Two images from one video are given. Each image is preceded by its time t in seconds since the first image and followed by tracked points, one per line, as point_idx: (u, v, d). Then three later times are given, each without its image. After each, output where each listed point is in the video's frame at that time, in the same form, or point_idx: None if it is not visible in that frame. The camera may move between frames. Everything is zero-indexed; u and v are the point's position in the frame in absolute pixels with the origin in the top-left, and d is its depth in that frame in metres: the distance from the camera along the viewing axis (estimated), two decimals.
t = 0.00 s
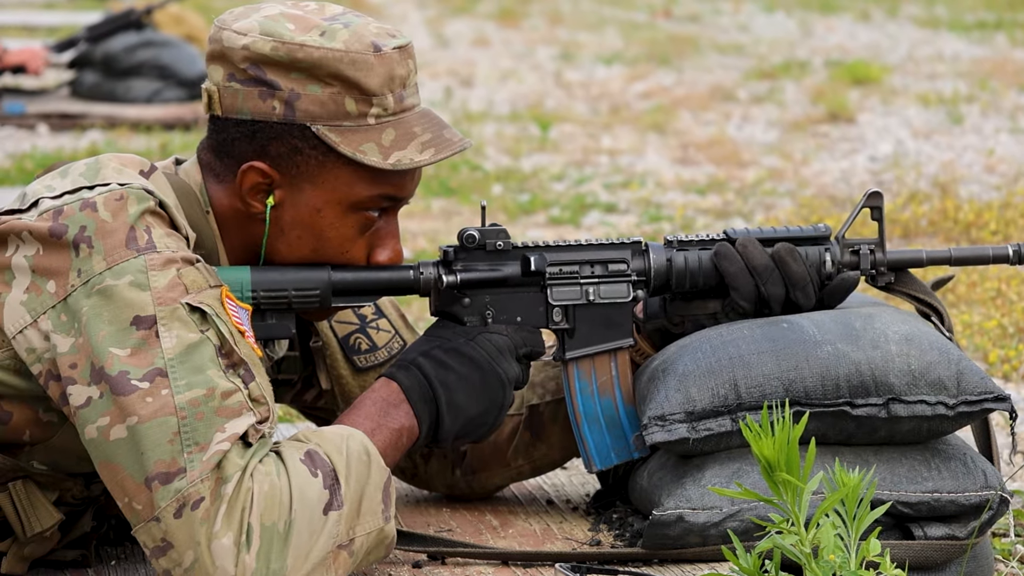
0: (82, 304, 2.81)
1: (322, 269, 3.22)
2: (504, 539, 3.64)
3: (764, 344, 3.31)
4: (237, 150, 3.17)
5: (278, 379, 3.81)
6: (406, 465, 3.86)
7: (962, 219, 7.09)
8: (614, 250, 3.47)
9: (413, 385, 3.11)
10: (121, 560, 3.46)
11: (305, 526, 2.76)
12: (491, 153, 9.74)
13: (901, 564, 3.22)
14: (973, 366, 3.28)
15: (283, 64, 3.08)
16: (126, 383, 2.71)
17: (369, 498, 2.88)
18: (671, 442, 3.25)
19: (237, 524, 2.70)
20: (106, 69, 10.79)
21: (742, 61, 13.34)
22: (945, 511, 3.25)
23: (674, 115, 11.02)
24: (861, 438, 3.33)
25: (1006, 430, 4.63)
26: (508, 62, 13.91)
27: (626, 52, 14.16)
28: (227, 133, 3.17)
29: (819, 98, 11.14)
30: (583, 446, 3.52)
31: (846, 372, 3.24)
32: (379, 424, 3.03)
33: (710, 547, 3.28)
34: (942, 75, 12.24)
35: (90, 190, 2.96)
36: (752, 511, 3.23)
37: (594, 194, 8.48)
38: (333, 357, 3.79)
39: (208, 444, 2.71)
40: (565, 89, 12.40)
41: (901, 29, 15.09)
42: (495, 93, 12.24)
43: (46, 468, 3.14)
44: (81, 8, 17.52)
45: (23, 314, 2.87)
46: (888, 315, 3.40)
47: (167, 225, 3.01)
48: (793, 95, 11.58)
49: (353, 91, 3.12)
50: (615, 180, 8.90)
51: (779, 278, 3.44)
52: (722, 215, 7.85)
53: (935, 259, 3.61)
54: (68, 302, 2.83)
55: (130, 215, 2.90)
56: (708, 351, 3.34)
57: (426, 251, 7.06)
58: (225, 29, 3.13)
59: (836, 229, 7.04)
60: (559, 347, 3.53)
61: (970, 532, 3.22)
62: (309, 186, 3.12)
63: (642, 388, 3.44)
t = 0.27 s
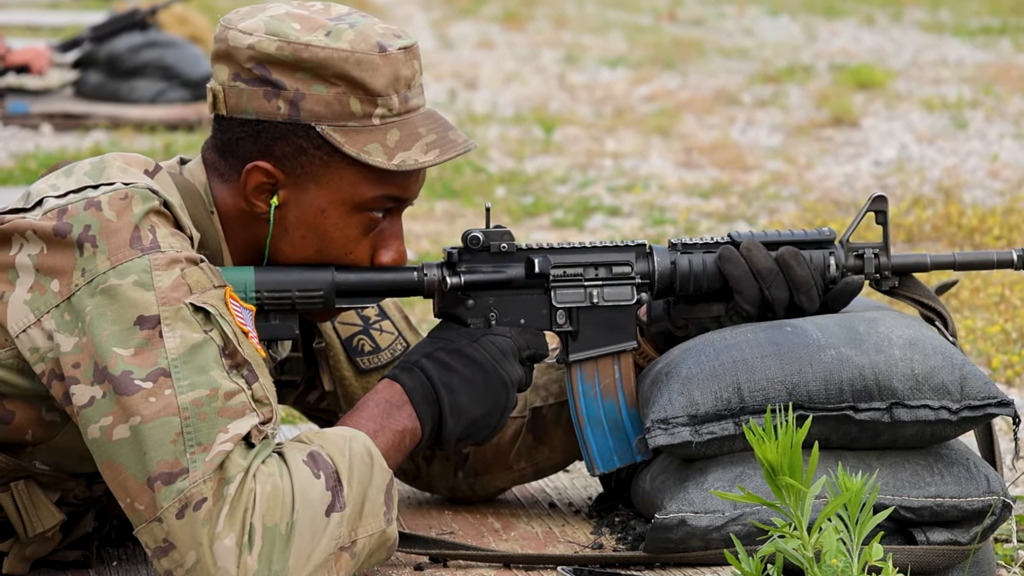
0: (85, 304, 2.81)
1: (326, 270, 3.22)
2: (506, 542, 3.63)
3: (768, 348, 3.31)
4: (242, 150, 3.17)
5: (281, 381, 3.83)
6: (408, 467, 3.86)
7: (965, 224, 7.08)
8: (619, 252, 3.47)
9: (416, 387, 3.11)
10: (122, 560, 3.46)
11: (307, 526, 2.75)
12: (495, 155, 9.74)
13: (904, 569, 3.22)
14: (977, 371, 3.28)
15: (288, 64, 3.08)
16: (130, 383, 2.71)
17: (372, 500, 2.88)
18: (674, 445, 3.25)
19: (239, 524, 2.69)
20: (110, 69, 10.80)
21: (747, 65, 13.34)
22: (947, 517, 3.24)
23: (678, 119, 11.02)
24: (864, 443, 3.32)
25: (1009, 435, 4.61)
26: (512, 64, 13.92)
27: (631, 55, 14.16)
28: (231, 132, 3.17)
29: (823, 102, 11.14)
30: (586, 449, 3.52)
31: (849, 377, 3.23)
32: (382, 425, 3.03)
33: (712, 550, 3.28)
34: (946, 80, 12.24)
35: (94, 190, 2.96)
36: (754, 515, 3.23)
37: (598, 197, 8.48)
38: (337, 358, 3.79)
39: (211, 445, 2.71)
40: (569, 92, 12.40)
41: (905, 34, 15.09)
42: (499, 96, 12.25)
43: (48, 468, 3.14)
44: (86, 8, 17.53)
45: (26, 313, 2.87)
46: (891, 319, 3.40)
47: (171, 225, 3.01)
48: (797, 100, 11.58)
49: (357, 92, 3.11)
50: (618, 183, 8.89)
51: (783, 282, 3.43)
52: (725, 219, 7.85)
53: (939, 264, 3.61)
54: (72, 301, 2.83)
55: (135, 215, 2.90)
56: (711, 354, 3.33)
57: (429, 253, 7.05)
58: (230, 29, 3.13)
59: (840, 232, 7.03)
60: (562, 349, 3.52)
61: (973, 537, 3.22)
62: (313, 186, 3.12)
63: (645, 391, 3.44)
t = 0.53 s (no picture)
0: (88, 305, 2.81)
1: (329, 273, 3.23)
2: (507, 545, 3.63)
3: (770, 353, 3.31)
4: (244, 152, 3.18)
5: (284, 382, 3.82)
6: (409, 469, 3.86)
7: (968, 229, 7.08)
8: (622, 257, 3.47)
9: (418, 390, 3.11)
10: (123, 561, 3.46)
11: (309, 529, 2.75)
12: (498, 158, 9.74)
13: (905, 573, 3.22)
14: (979, 377, 3.28)
15: (291, 67, 3.09)
16: (132, 384, 2.71)
17: (374, 504, 2.88)
18: (676, 450, 3.24)
19: (242, 526, 2.69)
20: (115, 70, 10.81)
21: (750, 70, 13.35)
22: (949, 522, 3.24)
23: (681, 123, 11.02)
24: (866, 448, 3.32)
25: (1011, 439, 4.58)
26: (515, 68, 13.93)
27: (634, 59, 14.16)
28: (234, 134, 3.18)
29: (826, 107, 11.15)
30: (586, 453, 3.54)
31: (852, 382, 3.23)
32: (384, 428, 3.03)
33: (714, 555, 3.27)
34: (949, 86, 12.24)
35: (99, 191, 2.96)
36: (755, 519, 3.23)
37: (601, 201, 8.48)
38: (339, 361, 3.79)
39: (214, 446, 2.71)
40: (572, 95, 12.40)
41: (909, 40, 15.09)
42: (502, 99, 12.25)
43: (49, 469, 3.14)
44: (91, 9, 17.55)
45: (29, 313, 2.87)
46: (894, 325, 3.40)
47: (175, 228, 3.01)
48: (800, 104, 11.58)
49: (361, 95, 3.12)
50: (621, 187, 8.90)
51: (786, 288, 3.43)
52: (728, 223, 7.85)
53: (941, 271, 3.61)
54: (74, 302, 2.84)
55: (139, 217, 2.91)
56: (714, 359, 3.34)
57: (432, 256, 7.05)
58: (233, 32, 3.14)
59: (842, 238, 7.03)
60: (564, 354, 3.53)
61: (974, 543, 3.22)
62: (316, 189, 3.12)
63: (647, 395, 3.44)
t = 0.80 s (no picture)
0: (89, 308, 2.81)
1: (330, 278, 3.23)
2: (507, 550, 3.63)
3: (771, 360, 3.31)
4: (247, 156, 3.18)
5: (284, 386, 3.81)
6: (409, 473, 3.85)
7: (969, 236, 7.08)
8: (623, 263, 3.47)
9: (418, 394, 3.10)
10: (124, 563, 3.46)
11: (308, 533, 2.75)
12: (500, 162, 9.74)
13: None
14: (980, 384, 3.28)
15: (294, 71, 3.09)
16: (133, 387, 2.71)
17: (374, 507, 2.88)
18: (676, 456, 3.25)
19: (242, 529, 2.69)
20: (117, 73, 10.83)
21: (751, 75, 13.35)
22: (948, 528, 3.25)
23: (683, 128, 11.03)
24: (866, 454, 3.32)
25: (1011, 447, 4.57)
26: (517, 72, 13.93)
27: (636, 64, 14.17)
28: (236, 138, 3.18)
29: (828, 114, 11.15)
30: (586, 458, 3.54)
31: (852, 389, 3.23)
32: (384, 433, 3.02)
33: (714, 561, 3.26)
34: (951, 92, 12.25)
35: (100, 195, 2.97)
36: (756, 525, 3.22)
37: (602, 205, 8.48)
38: (340, 364, 3.80)
39: (214, 449, 2.71)
40: (574, 100, 12.41)
41: (910, 46, 15.10)
42: (504, 104, 12.25)
43: (50, 470, 3.14)
44: (93, 11, 17.56)
45: (30, 316, 2.88)
46: (894, 332, 3.40)
47: (177, 231, 3.01)
48: (802, 110, 11.59)
49: (364, 99, 3.12)
50: (622, 192, 8.90)
51: (787, 294, 3.44)
52: (729, 229, 7.85)
53: (942, 278, 3.61)
54: (75, 305, 2.84)
55: (140, 220, 2.91)
56: (715, 365, 3.34)
57: (433, 260, 7.05)
58: (237, 35, 3.14)
59: (843, 244, 7.03)
60: (565, 359, 3.53)
61: (974, 549, 3.24)
62: (318, 192, 3.12)
63: (648, 401, 3.44)
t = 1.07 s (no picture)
0: (89, 312, 2.82)
1: (328, 283, 3.24)
2: (505, 555, 3.64)
3: (768, 367, 3.32)
4: (247, 161, 3.18)
5: (283, 391, 3.83)
6: (408, 479, 3.86)
7: (967, 244, 7.10)
8: (620, 269, 3.48)
9: (417, 400, 3.12)
10: (122, 567, 3.47)
11: (306, 537, 2.75)
12: (499, 168, 9.75)
13: None
14: (977, 392, 3.28)
15: (294, 76, 3.10)
16: (131, 391, 2.72)
17: (372, 512, 2.88)
18: (674, 462, 3.25)
19: (240, 533, 2.69)
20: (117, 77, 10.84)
21: (751, 82, 13.37)
22: (945, 536, 3.26)
23: (681, 135, 11.04)
24: (864, 461, 3.32)
25: (1008, 454, 4.56)
26: (517, 78, 13.95)
27: (635, 71, 14.19)
28: (236, 143, 3.19)
29: (826, 121, 11.17)
30: (585, 464, 3.54)
31: (850, 396, 3.24)
32: (382, 438, 3.03)
33: (711, 566, 3.26)
34: (950, 100, 12.27)
35: (100, 199, 2.97)
36: (753, 532, 3.23)
37: (601, 211, 8.49)
38: (339, 370, 3.80)
39: (213, 454, 2.71)
40: (573, 106, 12.42)
41: (909, 53, 15.12)
42: (503, 109, 12.27)
43: (50, 473, 3.14)
44: (94, 15, 17.58)
45: (30, 320, 2.88)
46: (892, 339, 3.41)
47: (176, 236, 3.02)
48: (801, 117, 11.60)
49: (363, 105, 3.13)
50: (621, 199, 8.90)
51: (784, 301, 3.44)
52: (728, 235, 7.85)
53: (939, 285, 3.62)
54: (74, 309, 2.84)
55: (139, 225, 2.91)
56: (712, 371, 3.35)
57: (432, 265, 7.06)
58: (237, 40, 3.14)
59: (841, 251, 7.03)
60: (563, 364, 3.54)
61: (971, 557, 3.25)
62: (317, 199, 3.13)
63: (645, 407, 3.45)
